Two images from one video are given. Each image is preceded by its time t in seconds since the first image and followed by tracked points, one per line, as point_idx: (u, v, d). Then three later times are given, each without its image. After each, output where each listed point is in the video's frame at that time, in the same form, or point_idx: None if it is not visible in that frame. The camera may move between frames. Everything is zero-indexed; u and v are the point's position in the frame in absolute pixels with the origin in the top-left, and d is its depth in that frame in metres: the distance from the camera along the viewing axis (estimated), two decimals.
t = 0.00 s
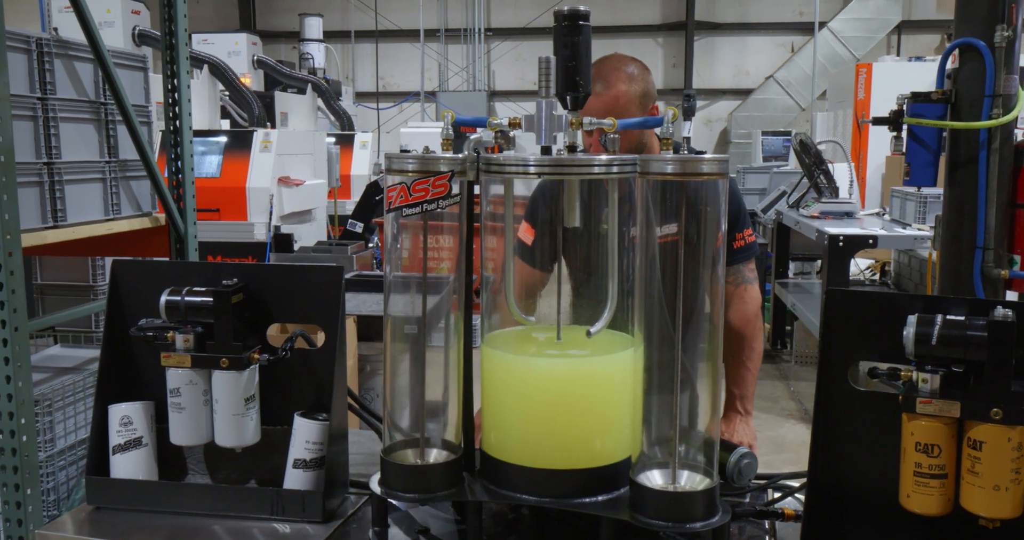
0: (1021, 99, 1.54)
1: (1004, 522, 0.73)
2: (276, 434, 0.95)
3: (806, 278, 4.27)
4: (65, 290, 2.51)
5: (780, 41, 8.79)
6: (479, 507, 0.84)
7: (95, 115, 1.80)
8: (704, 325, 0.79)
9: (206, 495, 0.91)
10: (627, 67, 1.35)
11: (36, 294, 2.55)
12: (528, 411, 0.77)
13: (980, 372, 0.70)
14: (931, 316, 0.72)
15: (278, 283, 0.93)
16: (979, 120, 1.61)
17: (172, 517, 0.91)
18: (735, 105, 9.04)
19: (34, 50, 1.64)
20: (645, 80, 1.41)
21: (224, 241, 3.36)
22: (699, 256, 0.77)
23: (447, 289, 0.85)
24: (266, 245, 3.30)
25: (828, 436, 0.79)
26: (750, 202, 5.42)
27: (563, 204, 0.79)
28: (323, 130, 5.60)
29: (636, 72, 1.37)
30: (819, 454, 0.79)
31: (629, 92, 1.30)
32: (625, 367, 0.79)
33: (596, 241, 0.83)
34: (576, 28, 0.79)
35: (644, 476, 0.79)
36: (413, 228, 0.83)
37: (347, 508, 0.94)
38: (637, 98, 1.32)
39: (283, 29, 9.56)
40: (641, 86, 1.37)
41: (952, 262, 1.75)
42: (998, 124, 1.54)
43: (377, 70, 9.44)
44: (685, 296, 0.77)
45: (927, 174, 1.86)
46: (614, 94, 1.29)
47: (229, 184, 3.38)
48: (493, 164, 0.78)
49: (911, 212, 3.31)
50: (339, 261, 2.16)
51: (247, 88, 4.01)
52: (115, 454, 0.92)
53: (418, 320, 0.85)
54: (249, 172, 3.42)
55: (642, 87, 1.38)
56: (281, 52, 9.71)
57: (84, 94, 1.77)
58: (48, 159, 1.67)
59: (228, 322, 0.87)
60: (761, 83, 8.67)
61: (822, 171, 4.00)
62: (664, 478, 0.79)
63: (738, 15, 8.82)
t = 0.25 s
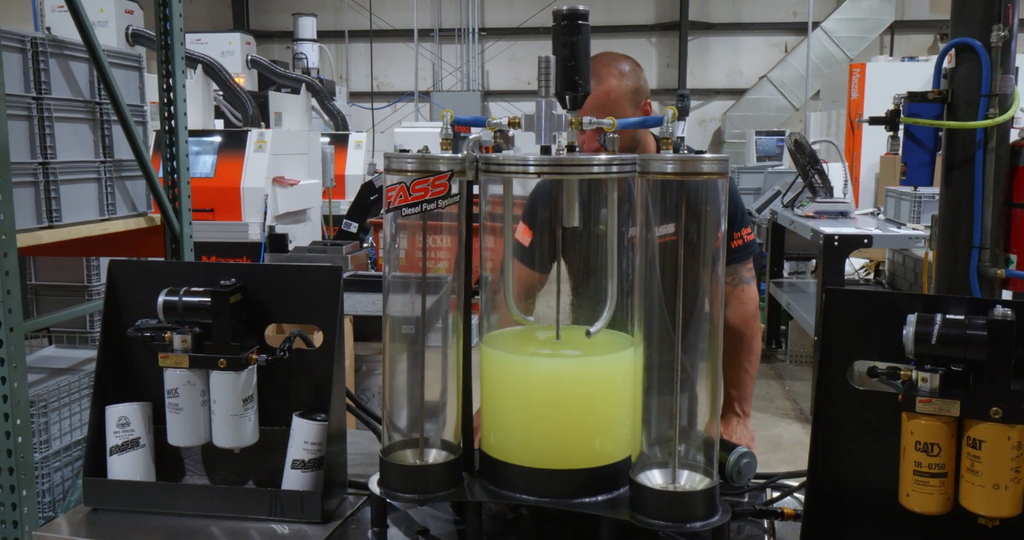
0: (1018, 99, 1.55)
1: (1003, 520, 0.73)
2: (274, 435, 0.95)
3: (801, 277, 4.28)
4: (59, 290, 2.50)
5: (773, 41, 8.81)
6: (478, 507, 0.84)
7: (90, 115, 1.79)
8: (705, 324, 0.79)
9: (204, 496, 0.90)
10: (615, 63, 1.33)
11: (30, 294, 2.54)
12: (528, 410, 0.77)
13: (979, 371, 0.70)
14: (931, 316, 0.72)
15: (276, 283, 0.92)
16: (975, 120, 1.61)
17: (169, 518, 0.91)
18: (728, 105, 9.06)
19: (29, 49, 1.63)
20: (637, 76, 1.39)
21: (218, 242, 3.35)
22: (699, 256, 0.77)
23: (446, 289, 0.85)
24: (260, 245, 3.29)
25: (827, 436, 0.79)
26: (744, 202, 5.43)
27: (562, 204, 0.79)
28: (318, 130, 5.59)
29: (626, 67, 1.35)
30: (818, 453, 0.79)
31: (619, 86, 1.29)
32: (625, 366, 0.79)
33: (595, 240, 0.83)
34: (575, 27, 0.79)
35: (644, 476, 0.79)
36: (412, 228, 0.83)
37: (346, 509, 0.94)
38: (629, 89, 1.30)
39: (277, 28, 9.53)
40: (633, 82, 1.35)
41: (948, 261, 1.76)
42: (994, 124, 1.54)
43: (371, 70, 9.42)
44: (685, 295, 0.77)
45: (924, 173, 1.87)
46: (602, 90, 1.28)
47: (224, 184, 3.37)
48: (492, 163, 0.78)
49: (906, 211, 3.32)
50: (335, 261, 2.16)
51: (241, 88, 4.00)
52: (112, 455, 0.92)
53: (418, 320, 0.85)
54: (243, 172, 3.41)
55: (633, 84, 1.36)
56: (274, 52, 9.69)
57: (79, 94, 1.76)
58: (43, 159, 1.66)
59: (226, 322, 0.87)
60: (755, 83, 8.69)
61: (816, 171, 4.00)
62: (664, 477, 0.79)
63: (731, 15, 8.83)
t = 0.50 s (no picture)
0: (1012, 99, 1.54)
1: (998, 518, 0.73)
2: (270, 435, 0.95)
3: (795, 277, 4.29)
4: (52, 290, 2.49)
5: (767, 41, 8.83)
6: (475, 507, 0.84)
7: (84, 115, 1.79)
8: (702, 323, 0.79)
9: (200, 496, 0.90)
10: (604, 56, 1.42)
11: (24, 295, 2.53)
12: (525, 410, 0.77)
13: (975, 369, 0.71)
14: (926, 314, 0.72)
15: (272, 282, 0.92)
16: (969, 119, 1.62)
17: (165, 518, 0.90)
18: (723, 105, 9.08)
19: (23, 48, 1.63)
20: (623, 73, 1.48)
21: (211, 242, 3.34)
22: (696, 256, 0.77)
23: (443, 289, 0.85)
24: (254, 245, 3.28)
25: (823, 436, 0.79)
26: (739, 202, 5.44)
27: (558, 202, 0.79)
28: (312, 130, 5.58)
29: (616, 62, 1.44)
30: (814, 452, 0.79)
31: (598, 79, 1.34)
32: (621, 366, 0.79)
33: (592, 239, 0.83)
34: (571, 27, 0.80)
35: (641, 475, 0.79)
36: (409, 229, 0.83)
37: (342, 509, 0.94)
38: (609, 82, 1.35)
39: (271, 28, 9.52)
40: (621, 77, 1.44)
41: (943, 260, 1.76)
42: (988, 123, 1.55)
43: (365, 70, 9.41)
44: (682, 294, 0.77)
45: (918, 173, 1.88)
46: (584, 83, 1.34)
47: (218, 184, 3.36)
48: (489, 162, 0.78)
49: (900, 211, 3.33)
50: (329, 261, 2.15)
51: (235, 88, 3.99)
52: (107, 456, 0.92)
53: (414, 319, 0.84)
54: (237, 173, 3.40)
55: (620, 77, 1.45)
56: (269, 52, 9.67)
57: (73, 94, 1.76)
58: (38, 159, 1.66)
59: (222, 322, 0.87)
60: (749, 83, 8.71)
61: (810, 171, 4.01)
62: (660, 476, 0.79)
63: (725, 15, 8.85)
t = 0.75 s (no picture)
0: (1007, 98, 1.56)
1: (995, 517, 0.74)
2: (266, 435, 0.94)
3: (791, 277, 4.29)
4: (47, 290, 2.48)
5: (762, 41, 8.85)
6: (472, 507, 0.83)
7: (79, 115, 1.78)
8: (699, 322, 0.79)
9: (197, 497, 0.90)
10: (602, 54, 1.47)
11: (19, 295, 2.53)
12: (522, 410, 0.77)
13: (971, 368, 0.71)
14: (923, 314, 0.72)
15: (269, 282, 0.92)
16: (965, 119, 1.63)
17: (161, 519, 0.90)
18: (718, 105, 9.09)
19: (18, 48, 1.62)
20: (617, 67, 1.51)
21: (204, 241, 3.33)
22: (694, 254, 0.77)
23: (440, 289, 0.85)
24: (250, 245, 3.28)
25: (820, 435, 0.80)
26: (734, 202, 5.45)
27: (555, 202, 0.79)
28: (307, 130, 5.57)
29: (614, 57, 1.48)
30: (811, 452, 0.79)
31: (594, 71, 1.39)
32: (619, 365, 0.79)
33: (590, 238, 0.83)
34: (568, 27, 0.80)
35: (638, 474, 0.79)
36: (406, 229, 0.83)
37: (339, 509, 0.94)
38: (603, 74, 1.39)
39: (266, 29, 9.50)
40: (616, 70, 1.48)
41: (939, 260, 1.77)
42: (986, 122, 1.56)
43: (361, 70, 9.40)
44: (679, 293, 0.77)
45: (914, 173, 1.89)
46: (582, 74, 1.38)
47: (213, 184, 3.36)
48: (486, 162, 0.78)
49: (895, 211, 3.34)
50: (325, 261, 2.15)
51: (230, 88, 3.98)
52: (104, 456, 0.91)
53: (411, 319, 0.84)
54: (232, 173, 3.39)
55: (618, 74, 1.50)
56: (264, 52, 9.65)
57: (68, 93, 1.75)
58: (33, 159, 1.65)
59: (218, 323, 0.87)
60: (744, 83, 8.72)
61: (805, 171, 4.02)
62: (657, 475, 0.79)
63: (721, 15, 8.86)
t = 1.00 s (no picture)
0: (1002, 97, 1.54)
1: (992, 516, 0.74)
2: (263, 435, 0.94)
3: (787, 277, 4.30)
4: (42, 290, 2.48)
5: (758, 41, 8.86)
6: (469, 507, 0.83)
7: (75, 115, 1.78)
8: (696, 322, 0.79)
9: (194, 497, 0.90)
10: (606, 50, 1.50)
11: (15, 295, 2.52)
12: (519, 411, 0.77)
13: (969, 368, 0.71)
14: (920, 314, 0.73)
15: (266, 283, 0.92)
16: (961, 119, 1.63)
17: (157, 519, 0.90)
18: (714, 105, 9.10)
19: (13, 48, 1.62)
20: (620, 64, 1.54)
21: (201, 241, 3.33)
22: (691, 254, 0.77)
23: (437, 289, 0.85)
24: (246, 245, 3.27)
25: (817, 435, 0.80)
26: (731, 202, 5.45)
27: (552, 202, 0.79)
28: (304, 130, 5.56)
29: (616, 54, 1.53)
30: (808, 452, 0.80)
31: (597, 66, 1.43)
32: (616, 366, 0.79)
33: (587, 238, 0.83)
34: (565, 27, 0.79)
35: (635, 474, 0.79)
36: (403, 229, 0.83)
37: (336, 509, 0.94)
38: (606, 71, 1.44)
39: (262, 29, 9.49)
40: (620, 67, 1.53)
41: (935, 260, 1.77)
42: (981, 121, 1.56)
43: (357, 70, 9.39)
44: (676, 293, 0.77)
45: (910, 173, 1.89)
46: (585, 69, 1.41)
47: (209, 184, 3.35)
48: (483, 162, 0.78)
49: (891, 211, 3.35)
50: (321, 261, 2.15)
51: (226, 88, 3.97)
52: (100, 457, 0.91)
53: (408, 319, 0.84)
54: (228, 174, 3.38)
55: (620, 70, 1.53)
56: (260, 53, 9.64)
57: (64, 94, 1.75)
58: (28, 159, 1.65)
59: (215, 322, 0.86)
60: (740, 83, 8.74)
61: (801, 171, 4.03)
62: (654, 475, 0.79)
63: (717, 15, 8.87)
